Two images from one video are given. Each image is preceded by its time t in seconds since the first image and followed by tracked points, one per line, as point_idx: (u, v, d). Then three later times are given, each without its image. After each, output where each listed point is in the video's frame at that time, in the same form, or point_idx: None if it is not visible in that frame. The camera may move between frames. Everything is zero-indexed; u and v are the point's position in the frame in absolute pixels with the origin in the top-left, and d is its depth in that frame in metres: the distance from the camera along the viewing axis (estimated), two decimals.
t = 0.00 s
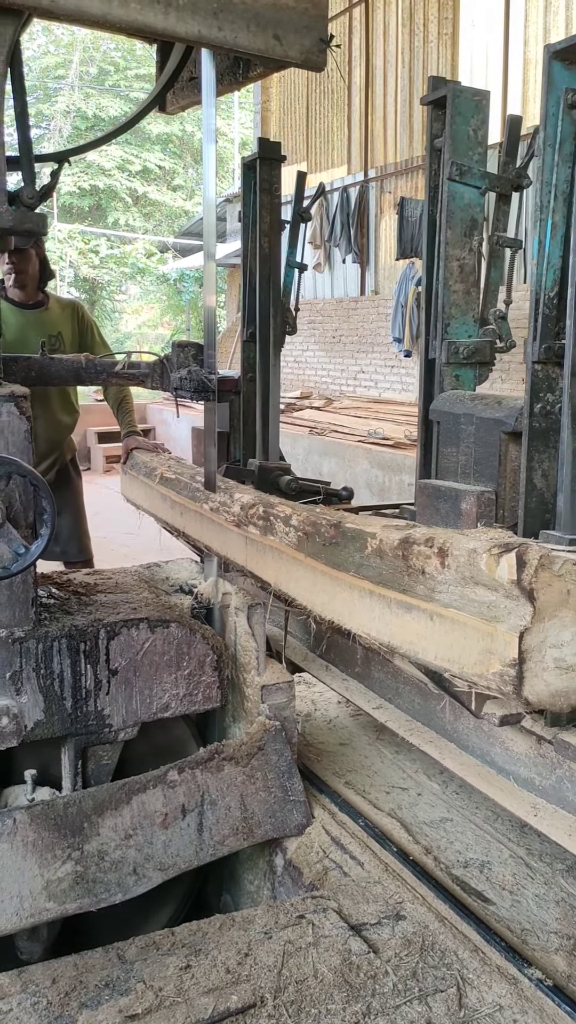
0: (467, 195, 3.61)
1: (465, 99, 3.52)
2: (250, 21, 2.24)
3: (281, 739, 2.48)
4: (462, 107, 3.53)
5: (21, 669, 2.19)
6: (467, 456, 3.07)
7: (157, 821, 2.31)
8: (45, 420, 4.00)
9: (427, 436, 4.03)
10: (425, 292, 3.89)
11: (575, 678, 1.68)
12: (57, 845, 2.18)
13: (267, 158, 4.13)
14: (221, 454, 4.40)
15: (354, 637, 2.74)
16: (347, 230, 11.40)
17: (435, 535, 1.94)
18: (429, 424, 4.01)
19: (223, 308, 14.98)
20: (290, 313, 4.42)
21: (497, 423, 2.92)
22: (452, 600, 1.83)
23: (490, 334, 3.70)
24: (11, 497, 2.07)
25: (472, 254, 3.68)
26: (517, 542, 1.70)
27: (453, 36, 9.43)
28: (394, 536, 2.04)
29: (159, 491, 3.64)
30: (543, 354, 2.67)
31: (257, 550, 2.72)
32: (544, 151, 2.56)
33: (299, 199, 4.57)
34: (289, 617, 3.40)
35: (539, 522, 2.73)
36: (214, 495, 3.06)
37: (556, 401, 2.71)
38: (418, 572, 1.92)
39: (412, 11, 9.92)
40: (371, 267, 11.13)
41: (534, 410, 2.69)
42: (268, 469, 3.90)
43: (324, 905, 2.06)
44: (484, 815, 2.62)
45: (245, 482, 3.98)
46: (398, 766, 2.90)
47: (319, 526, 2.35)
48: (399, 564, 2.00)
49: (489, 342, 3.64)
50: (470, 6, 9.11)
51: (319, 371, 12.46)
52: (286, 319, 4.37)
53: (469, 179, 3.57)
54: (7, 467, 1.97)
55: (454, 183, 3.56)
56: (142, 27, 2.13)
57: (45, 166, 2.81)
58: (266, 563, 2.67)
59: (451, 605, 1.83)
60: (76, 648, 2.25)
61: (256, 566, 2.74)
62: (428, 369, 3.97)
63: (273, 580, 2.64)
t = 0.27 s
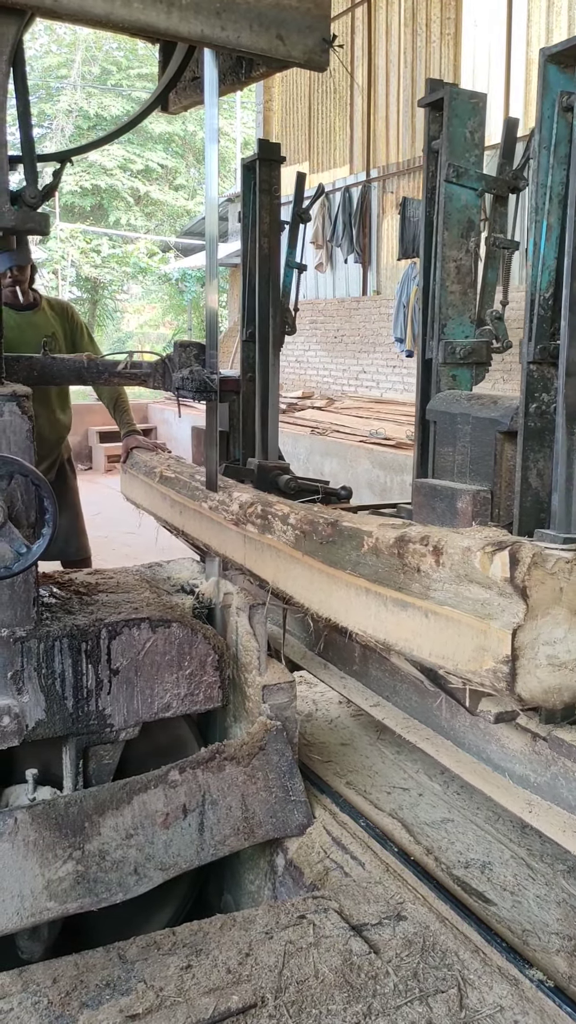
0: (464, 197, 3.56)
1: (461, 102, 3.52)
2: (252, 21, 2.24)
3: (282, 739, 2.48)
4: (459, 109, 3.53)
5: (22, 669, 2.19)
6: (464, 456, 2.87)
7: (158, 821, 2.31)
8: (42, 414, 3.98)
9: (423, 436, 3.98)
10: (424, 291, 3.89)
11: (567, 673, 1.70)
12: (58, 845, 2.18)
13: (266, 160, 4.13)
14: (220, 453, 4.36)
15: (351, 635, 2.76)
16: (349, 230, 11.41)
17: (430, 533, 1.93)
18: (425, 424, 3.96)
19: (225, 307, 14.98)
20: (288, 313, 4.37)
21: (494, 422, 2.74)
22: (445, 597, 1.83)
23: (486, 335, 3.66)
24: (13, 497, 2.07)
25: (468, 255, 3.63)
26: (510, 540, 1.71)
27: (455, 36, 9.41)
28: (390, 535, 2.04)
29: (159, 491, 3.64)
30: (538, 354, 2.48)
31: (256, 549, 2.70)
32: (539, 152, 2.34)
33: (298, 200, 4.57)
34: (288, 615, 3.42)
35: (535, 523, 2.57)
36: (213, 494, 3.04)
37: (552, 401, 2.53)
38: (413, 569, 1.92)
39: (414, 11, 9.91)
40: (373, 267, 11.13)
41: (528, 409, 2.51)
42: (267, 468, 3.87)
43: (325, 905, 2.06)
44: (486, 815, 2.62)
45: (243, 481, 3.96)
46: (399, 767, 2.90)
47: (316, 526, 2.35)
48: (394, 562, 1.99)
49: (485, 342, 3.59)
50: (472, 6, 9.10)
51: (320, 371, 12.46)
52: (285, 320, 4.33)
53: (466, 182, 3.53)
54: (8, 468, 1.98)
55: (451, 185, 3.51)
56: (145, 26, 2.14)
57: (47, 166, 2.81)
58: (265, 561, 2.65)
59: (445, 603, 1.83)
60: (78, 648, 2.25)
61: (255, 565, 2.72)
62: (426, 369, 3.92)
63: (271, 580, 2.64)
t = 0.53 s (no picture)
0: (461, 198, 3.57)
1: (459, 104, 3.51)
2: (255, 21, 2.24)
3: (284, 739, 2.48)
4: (456, 112, 3.52)
5: (25, 669, 2.19)
6: (461, 456, 2.85)
7: (160, 821, 2.31)
8: (43, 413, 3.98)
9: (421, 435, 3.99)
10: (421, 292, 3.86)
11: (561, 671, 1.69)
12: (60, 844, 2.18)
13: (266, 161, 4.13)
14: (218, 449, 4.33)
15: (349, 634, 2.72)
16: (351, 230, 11.36)
17: (426, 530, 1.94)
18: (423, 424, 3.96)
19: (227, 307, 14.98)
20: (288, 313, 4.37)
21: (490, 422, 2.76)
22: (442, 595, 1.84)
23: (484, 335, 3.71)
24: (15, 497, 2.07)
25: (466, 256, 3.64)
26: (505, 538, 1.71)
27: (458, 36, 9.42)
28: (387, 533, 2.04)
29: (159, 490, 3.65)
30: (534, 354, 2.67)
31: (255, 547, 2.70)
32: (536, 155, 2.55)
33: (298, 201, 4.57)
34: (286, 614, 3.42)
35: (532, 521, 2.72)
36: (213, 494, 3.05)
37: (547, 401, 2.68)
38: (409, 568, 1.93)
39: (417, 11, 9.91)
40: (375, 267, 11.13)
41: (525, 409, 2.65)
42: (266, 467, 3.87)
43: (327, 905, 2.06)
44: (487, 815, 2.63)
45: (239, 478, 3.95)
46: (401, 767, 2.91)
47: (314, 524, 2.35)
48: (392, 561, 2.00)
49: (483, 342, 3.59)
50: (475, 6, 9.10)
51: (322, 371, 12.46)
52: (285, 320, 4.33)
53: (464, 183, 3.53)
54: (11, 468, 1.98)
55: (449, 187, 3.52)
56: (148, 27, 2.13)
57: (50, 166, 2.81)
58: (263, 559, 2.65)
59: (441, 601, 1.84)
60: (80, 648, 2.25)
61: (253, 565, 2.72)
62: (423, 370, 3.85)
63: (270, 577, 2.63)
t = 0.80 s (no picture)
0: (457, 199, 3.57)
1: (455, 106, 3.45)
2: (257, 21, 2.24)
3: (285, 739, 2.48)
4: (452, 114, 3.46)
5: (26, 669, 2.19)
6: (456, 454, 2.88)
7: (162, 821, 2.31)
8: (44, 414, 3.98)
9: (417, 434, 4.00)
10: (418, 292, 3.89)
11: (553, 666, 1.71)
12: (62, 844, 2.18)
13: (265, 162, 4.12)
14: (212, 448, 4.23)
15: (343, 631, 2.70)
16: (353, 230, 11.36)
17: (421, 528, 1.93)
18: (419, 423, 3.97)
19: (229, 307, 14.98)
20: (287, 313, 4.40)
21: (484, 420, 2.75)
22: (437, 591, 1.84)
23: (479, 335, 3.65)
24: (17, 497, 2.07)
25: (462, 258, 3.65)
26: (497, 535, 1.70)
27: (460, 35, 9.41)
28: (382, 530, 2.04)
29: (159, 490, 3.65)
30: (528, 354, 2.51)
31: (252, 546, 2.69)
32: (530, 156, 2.39)
33: (297, 201, 4.57)
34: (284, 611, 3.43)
35: (528, 519, 2.57)
36: (211, 493, 3.05)
37: (542, 400, 2.56)
38: (404, 565, 1.93)
39: (419, 11, 9.91)
40: (377, 267, 11.12)
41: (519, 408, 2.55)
42: (265, 465, 3.87)
43: (328, 905, 2.06)
44: (489, 815, 2.62)
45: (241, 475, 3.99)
46: (402, 767, 2.90)
47: (311, 522, 2.35)
48: (387, 559, 2.00)
49: (479, 342, 3.58)
50: (477, 6, 9.10)
51: (324, 371, 12.46)
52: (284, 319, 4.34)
53: (459, 184, 3.52)
54: (13, 468, 1.98)
55: (445, 189, 3.53)
56: (150, 27, 2.13)
57: (52, 166, 2.81)
58: (261, 557, 2.64)
59: (436, 597, 1.85)
60: (81, 648, 2.25)
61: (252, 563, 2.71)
62: (419, 369, 3.88)
63: (267, 574, 2.62)
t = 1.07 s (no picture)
0: (450, 201, 3.57)
1: (448, 106, 3.51)
2: (258, 21, 2.24)
3: (285, 739, 2.48)
4: (445, 114, 3.52)
5: (26, 668, 2.19)
6: (449, 453, 2.81)
7: (162, 820, 2.30)
8: (45, 413, 4.03)
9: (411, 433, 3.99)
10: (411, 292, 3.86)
11: (543, 661, 1.70)
12: (62, 843, 2.17)
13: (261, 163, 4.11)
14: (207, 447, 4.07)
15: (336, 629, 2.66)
16: (353, 230, 11.35)
17: (414, 526, 1.93)
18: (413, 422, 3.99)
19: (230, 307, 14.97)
20: (284, 312, 4.37)
21: (477, 417, 2.69)
22: (428, 587, 1.85)
23: (473, 334, 3.65)
24: (17, 495, 2.07)
25: (455, 258, 3.61)
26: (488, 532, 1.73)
27: (461, 35, 9.40)
28: (376, 527, 2.04)
29: (157, 489, 3.65)
30: (520, 354, 2.60)
31: (248, 543, 2.68)
32: (521, 158, 2.49)
33: (294, 202, 4.57)
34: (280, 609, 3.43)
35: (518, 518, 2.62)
36: (208, 491, 3.06)
37: (533, 400, 2.61)
38: (397, 560, 1.93)
39: (419, 10, 9.91)
40: (378, 267, 11.11)
41: (511, 407, 2.58)
42: (262, 463, 3.88)
43: (328, 905, 2.06)
44: (489, 815, 2.62)
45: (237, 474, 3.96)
46: (403, 766, 2.90)
47: (305, 519, 2.35)
48: (380, 555, 2.00)
49: (472, 342, 3.59)
50: (478, 6, 9.09)
51: (325, 371, 12.45)
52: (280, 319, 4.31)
53: (452, 185, 3.52)
54: (13, 467, 1.98)
55: (438, 189, 3.51)
56: (150, 26, 2.13)
57: (52, 165, 2.81)
58: (257, 556, 2.63)
59: (427, 593, 1.85)
60: (82, 647, 2.25)
61: (248, 560, 2.70)
62: (413, 369, 3.90)
63: (263, 572, 2.61)
